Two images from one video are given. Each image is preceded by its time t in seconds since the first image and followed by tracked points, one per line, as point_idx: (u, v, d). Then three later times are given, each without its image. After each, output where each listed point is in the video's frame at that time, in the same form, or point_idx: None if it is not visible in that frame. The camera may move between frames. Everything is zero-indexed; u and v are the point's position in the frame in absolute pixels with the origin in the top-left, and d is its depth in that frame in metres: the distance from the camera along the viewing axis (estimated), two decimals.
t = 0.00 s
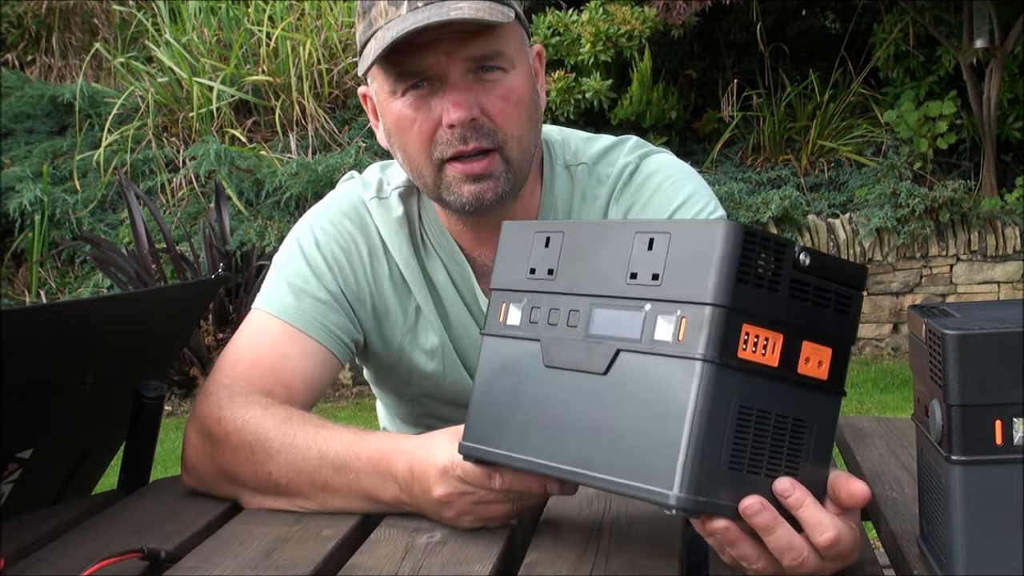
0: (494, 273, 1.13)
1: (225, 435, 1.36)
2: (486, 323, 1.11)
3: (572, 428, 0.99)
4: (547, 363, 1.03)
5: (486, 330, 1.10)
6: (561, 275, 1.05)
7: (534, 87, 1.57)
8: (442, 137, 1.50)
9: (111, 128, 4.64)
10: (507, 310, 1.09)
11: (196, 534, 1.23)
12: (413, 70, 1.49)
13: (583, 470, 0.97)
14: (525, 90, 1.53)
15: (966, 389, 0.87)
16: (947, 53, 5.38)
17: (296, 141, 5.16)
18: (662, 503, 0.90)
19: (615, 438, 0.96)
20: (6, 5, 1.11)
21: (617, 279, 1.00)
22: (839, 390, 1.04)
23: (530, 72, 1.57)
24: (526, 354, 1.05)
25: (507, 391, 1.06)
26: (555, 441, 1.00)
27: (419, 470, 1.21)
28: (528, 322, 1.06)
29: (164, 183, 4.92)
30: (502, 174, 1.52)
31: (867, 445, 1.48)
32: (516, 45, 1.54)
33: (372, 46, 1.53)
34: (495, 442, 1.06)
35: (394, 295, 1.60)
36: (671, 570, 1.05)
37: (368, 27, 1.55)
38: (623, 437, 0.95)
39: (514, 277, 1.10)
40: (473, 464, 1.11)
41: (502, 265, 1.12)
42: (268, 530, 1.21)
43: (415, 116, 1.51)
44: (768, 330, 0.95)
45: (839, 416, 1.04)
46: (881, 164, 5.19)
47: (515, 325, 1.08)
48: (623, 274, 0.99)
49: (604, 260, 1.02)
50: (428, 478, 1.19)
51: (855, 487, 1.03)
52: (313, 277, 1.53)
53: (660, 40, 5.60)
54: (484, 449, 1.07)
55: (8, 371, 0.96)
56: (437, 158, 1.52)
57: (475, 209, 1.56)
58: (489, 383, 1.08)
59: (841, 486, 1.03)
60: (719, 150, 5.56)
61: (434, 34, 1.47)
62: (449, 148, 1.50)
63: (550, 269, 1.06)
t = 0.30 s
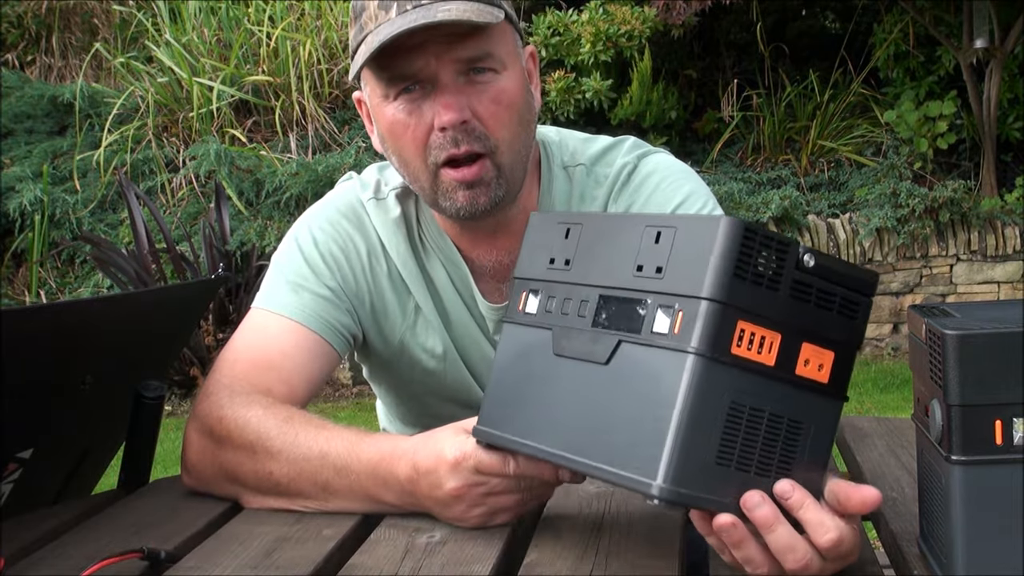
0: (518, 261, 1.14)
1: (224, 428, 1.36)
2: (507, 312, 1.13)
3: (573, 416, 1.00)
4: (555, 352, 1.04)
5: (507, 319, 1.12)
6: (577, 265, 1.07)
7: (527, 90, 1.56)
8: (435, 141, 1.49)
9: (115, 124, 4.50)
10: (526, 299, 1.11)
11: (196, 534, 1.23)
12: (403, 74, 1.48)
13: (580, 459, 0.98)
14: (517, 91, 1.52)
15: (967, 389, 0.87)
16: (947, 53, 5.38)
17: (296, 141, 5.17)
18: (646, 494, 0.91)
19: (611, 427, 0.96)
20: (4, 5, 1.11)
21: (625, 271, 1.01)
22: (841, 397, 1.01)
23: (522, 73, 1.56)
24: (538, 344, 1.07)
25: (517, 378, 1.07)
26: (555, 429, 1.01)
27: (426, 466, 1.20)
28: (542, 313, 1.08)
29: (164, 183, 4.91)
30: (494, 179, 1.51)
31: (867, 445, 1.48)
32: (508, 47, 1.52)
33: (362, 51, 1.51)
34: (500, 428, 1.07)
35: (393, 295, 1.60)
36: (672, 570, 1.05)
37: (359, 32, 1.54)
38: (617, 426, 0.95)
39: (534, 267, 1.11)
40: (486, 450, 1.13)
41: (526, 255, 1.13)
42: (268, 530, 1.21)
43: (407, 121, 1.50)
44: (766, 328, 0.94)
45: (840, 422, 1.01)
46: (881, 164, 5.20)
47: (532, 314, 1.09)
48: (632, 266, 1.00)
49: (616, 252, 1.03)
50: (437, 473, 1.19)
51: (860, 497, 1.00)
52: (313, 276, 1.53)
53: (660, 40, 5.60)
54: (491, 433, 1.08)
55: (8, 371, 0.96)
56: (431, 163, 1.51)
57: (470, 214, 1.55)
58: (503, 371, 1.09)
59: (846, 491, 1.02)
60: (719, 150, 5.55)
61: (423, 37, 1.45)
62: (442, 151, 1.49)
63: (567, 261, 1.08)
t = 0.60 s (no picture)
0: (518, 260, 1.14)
1: (217, 433, 1.37)
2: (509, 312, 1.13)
3: (566, 420, 1.01)
4: (550, 355, 1.05)
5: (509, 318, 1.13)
6: (569, 268, 1.05)
7: (511, 81, 1.49)
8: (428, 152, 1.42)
9: (115, 125, 4.37)
10: (526, 300, 1.11)
11: (196, 534, 1.23)
12: (386, 91, 1.40)
13: (572, 463, 0.99)
14: (502, 87, 1.44)
15: (967, 389, 0.87)
16: (947, 53, 5.38)
17: (296, 141, 5.17)
18: (626, 504, 0.91)
19: (597, 434, 0.97)
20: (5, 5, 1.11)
21: (612, 277, 1.00)
22: (829, 399, 1.00)
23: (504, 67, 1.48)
24: (536, 347, 1.07)
25: (517, 381, 1.09)
26: (554, 432, 1.02)
27: (430, 468, 1.20)
28: (540, 313, 1.08)
29: (165, 183, 4.84)
30: (492, 175, 1.46)
31: (867, 445, 1.48)
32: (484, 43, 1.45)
33: (343, 72, 1.45)
34: (504, 430, 1.09)
35: (392, 293, 1.60)
36: (671, 570, 1.05)
37: (337, 53, 1.49)
38: (603, 434, 0.96)
39: (531, 266, 1.11)
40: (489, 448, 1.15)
41: (525, 254, 1.13)
42: (268, 530, 1.21)
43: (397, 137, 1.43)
44: (747, 335, 0.93)
45: (828, 424, 1.01)
46: (881, 164, 5.20)
47: (531, 314, 1.09)
48: (617, 273, 0.99)
49: (603, 256, 1.02)
50: (443, 474, 1.18)
51: (832, 458, 1.02)
52: (312, 275, 1.53)
53: (660, 40, 5.60)
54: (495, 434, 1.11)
55: (7, 372, 0.96)
56: (429, 173, 1.44)
57: (475, 213, 1.50)
58: (505, 372, 1.11)
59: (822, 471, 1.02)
60: (719, 150, 5.55)
61: (400, 52, 1.37)
62: (438, 161, 1.42)
63: (560, 262, 1.07)
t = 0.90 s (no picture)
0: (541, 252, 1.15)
1: (216, 433, 1.38)
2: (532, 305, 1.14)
3: (570, 416, 1.03)
4: (559, 352, 1.06)
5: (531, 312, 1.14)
6: (577, 264, 1.06)
7: (483, 81, 1.47)
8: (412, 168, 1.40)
9: (116, 126, 4.99)
10: (546, 295, 1.11)
11: (196, 534, 1.23)
12: (361, 118, 1.38)
13: (571, 460, 1.01)
14: (476, 90, 1.42)
15: (967, 389, 0.87)
16: (947, 53, 5.38)
17: (296, 141, 5.11)
18: (607, 503, 0.93)
19: (588, 432, 0.99)
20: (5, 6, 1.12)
21: (607, 275, 0.99)
22: (822, 401, 0.97)
23: (474, 70, 1.46)
24: (549, 342, 1.09)
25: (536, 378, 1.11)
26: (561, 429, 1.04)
27: (451, 460, 1.21)
28: (554, 310, 1.09)
29: (163, 183, 4.95)
30: (482, 176, 1.45)
31: (867, 445, 1.48)
32: (451, 51, 1.43)
33: (316, 108, 1.43)
34: (526, 428, 1.12)
35: (387, 291, 1.60)
36: (671, 570, 1.05)
37: (305, 89, 1.48)
38: (593, 433, 0.98)
39: (549, 261, 1.11)
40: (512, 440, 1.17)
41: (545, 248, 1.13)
42: (268, 530, 1.21)
43: (380, 159, 1.41)
44: (726, 339, 0.91)
45: (821, 424, 0.98)
46: (881, 164, 5.20)
47: (547, 310, 1.10)
48: (611, 272, 0.98)
49: (600, 255, 1.01)
50: (466, 466, 1.20)
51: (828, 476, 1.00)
52: (308, 274, 1.53)
53: (660, 40, 5.59)
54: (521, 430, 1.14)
55: (7, 372, 0.96)
56: (416, 188, 1.42)
57: (468, 215, 1.48)
58: (530, 366, 1.13)
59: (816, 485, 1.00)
60: (719, 150, 5.55)
61: (368, 77, 1.36)
62: (424, 174, 1.40)
63: (570, 260, 1.07)
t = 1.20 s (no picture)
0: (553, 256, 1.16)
1: (216, 437, 1.39)
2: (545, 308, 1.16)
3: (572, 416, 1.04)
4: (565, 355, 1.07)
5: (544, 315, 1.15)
6: (580, 267, 1.06)
7: (474, 87, 1.47)
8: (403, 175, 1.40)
9: (115, 126, 4.97)
10: (556, 299, 1.12)
11: (196, 534, 1.23)
12: (352, 126, 1.38)
13: (573, 461, 1.03)
14: (466, 97, 1.42)
15: (967, 389, 0.87)
16: (947, 53, 5.38)
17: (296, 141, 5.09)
18: (599, 503, 0.94)
19: (587, 433, 1.00)
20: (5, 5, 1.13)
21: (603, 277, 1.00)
22: (817, 402, 0.95)
23: (465, 77, 1.46)
24: (557, 344, 1.10)
25: (547, 380, 1.13)
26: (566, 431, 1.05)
27: (466, 460, 1.21)
28: (563, 314, 1.10)
29: (164, 183, 4.95)
30: (473, 182, 1.45)
31: (867, 445, 1.47)
32: (442, 58, 1.43)
33: (308, 118, 1.44)
34: (539, 431, 1.14)
35: (386, 291, 1.60)
36: (671, 570, 1.05)
37: (296, 99, 1.49)
38: (591, 434, 0.99)
39: (558, 264, 1.12)
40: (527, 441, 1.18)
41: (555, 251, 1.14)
42: (268, 531, 1.21)
43: (370, 167, 1.41)
44: (714, 341, 0.91)
45: (817, 424, 0.96)
46: (881, 164, 5.19)
47: (556, 312, 1.11)
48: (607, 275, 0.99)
49: (598, 258, 1.02)
50: (479, 466, 1.20)
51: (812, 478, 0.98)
52: (307, 274, 1.53)
53: (660, 40, 5.59)
54: (534, 431, 1.15)
55: (7, 373, 0.96)
56: (406, 195, 1.42)
57: (460, 222, 1.47)
58: (542, 368, 1.15)
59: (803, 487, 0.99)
60: (719, 150, 5.54)
61: (358, 87, 1.36)
62: (414, 181, 1.40)
63: (575, 262, 1.07)
